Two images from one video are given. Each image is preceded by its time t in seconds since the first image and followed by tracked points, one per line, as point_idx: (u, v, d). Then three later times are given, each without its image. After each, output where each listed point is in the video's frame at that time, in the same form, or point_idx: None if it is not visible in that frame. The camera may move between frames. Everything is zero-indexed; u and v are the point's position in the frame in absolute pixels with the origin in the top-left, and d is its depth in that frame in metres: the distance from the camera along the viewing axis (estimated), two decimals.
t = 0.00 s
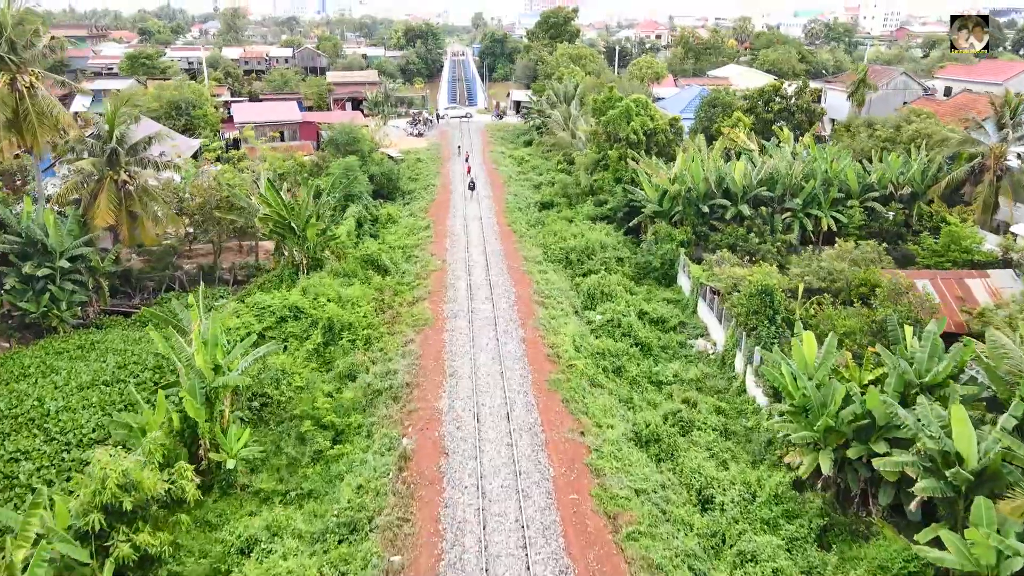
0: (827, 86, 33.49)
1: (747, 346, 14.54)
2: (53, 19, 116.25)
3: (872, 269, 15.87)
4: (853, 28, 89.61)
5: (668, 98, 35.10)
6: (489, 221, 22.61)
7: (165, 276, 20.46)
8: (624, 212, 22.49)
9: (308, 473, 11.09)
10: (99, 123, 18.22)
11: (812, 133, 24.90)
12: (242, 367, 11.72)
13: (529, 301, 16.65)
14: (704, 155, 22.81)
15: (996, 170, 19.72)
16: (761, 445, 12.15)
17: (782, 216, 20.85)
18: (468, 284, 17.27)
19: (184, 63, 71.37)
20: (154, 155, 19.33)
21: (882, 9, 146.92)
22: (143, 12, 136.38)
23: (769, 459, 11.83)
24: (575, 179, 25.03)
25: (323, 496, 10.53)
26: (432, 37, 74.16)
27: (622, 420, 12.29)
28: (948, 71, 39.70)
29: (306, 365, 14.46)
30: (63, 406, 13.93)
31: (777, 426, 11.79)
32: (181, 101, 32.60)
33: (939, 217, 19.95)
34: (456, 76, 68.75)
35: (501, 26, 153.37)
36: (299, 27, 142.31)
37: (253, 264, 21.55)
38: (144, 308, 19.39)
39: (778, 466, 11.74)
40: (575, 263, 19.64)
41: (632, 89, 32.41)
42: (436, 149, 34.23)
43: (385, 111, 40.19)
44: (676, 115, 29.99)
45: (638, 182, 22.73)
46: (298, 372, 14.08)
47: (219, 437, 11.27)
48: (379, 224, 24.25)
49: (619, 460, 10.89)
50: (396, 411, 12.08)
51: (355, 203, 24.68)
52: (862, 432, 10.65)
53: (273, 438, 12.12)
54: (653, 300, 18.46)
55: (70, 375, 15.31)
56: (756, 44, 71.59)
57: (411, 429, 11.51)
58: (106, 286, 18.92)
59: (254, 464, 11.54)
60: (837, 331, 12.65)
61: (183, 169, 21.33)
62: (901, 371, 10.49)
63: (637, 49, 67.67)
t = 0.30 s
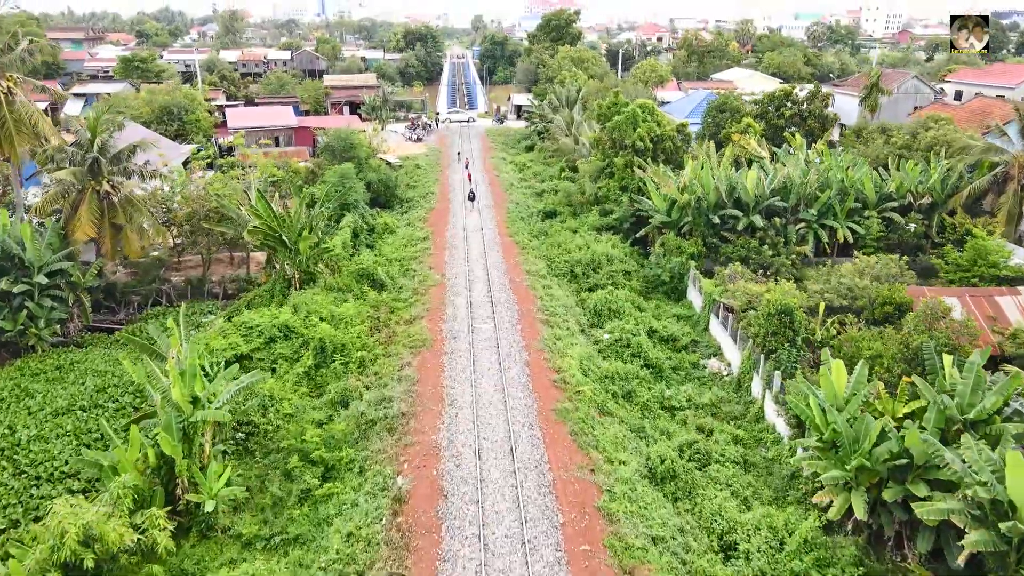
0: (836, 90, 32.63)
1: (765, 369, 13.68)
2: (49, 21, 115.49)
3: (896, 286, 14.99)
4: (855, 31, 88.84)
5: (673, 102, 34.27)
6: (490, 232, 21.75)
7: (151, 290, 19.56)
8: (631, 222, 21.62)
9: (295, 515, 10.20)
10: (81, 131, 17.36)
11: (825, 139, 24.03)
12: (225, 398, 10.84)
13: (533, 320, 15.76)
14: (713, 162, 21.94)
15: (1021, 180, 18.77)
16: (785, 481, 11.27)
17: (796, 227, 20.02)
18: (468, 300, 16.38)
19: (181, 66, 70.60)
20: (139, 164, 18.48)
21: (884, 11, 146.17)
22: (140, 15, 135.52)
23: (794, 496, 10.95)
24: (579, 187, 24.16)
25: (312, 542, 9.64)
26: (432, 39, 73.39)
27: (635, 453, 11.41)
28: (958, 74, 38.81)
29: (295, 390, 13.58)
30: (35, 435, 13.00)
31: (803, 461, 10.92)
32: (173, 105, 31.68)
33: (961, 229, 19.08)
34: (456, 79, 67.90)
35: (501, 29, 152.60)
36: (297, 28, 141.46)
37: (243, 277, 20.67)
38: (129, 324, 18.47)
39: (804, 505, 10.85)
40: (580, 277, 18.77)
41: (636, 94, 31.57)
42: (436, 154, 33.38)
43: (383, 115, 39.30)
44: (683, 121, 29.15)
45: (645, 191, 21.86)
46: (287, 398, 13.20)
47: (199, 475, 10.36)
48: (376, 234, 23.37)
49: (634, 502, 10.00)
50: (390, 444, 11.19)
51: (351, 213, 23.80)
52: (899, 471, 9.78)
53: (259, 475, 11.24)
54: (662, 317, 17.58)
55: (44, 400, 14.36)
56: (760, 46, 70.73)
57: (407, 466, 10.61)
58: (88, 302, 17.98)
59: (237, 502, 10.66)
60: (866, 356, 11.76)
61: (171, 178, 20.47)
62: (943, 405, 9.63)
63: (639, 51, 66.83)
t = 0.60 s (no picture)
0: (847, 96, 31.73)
1: (789, 402, 12.66)
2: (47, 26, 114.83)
3: (928, 309, 13.98)
4: (859, 35, 87.94)
5: (679, 109, 33.31)
6: (491, 246, 20.77)
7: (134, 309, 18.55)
8: (639, 237, 20.62)
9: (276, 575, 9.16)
10: (57, 142, 16.36)
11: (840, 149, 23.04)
12: (201, 441, 9.80)
13: (538, 344, 14.76)
14: (725, 173, 20.93)
15: None
16: (818, 532, 10.23)
17: (813, 243, 19.02)
18: (468, 323, 15.39)
19: (178, 71, 69.79)
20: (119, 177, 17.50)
21: (887, 15, 145.48)
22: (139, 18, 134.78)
23: (829, 550, 9.91)
24: (584, 199, 23.15)
25: None
26: (432, 44, 72.60)
27: (652, 500, 10.38)
28: (969, 80, 37.92)
29: (282, 425, 12.54)
30: None
31: (838, 511, 9.89)
32: (163, 112, 30.66)
33: (989, 244, 18.09)
34: (455, 85, 66.97)
35: (502, 33, 151.98)
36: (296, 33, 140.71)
37: (232, 294, 19.67)
38: (110, 346, 17.44)
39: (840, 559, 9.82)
40: (587, 296, 17.78)
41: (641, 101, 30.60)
42: (435, 163, 32.41)
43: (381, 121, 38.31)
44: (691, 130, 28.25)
45: (655, 204, 20.86)
46: (272, 434, 12.16)
47: (170, 529, 9.32)
48: (372, 248, 22.40)
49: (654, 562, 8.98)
50: (383, 492, 10.16)
51: (346, 225, 22.81)
52: (951, 528, 8.75)
53: (238, 525, 10.21)
54: (674, 339, 16.57)
55: (12, 433, 13.31)
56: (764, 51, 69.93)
57: (401, 520, 9.59)
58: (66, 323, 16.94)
59: (213, 558, 9.62)
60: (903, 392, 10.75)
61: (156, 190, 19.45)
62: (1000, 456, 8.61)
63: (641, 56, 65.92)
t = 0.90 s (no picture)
0: (857, 104, 30.93)
1: (815, 437, 11.74)
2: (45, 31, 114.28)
3: (960, 335, 13.06)
4: (862, 41, 87.19)
5: (685, 117, 32.47)
6: (492, 262, 19.88)
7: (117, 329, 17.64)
8: (646, 252, 19.75)
9: None
10: (33, 154, 15.49)
11: (855, 159, 22.18)
12: (173, 489, 8.83)
13: (543, 372, 13.86)
14: (736, 185, 20.05)
15: None
16: None
17: (830, 259, 18.14)
18: (468, 348, 14.48)
19: (175, 77, 69.03)
20: (99, 192, 16.62)
21: (888, 20, 144.91)
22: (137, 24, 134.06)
23: None
24: (588, 211, 22.27)
25: None
26: (431, 50, 71.85)
27: (671, 552, 9.45)
28: (980, 87, 37.09)
29: (267, 461, 11.60)
30: None
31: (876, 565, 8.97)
32: (154, 120, 29.76)
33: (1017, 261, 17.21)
34: (456, 91, 66.25)
35: (502, 38, 151.41)
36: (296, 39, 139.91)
37: (221, 313, 18.77)
38: (90, 368, 16.52)
39: None
40: (593, 315, 16.88)
41: (647, 110, 29.78)
42: (434, 172, 31.54)
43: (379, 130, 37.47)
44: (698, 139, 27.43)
45: (663, 217, 19.99)
46: (255, 474, 11.21)
47: None
48: (368, 264, 21.52)
49: None
50: (375, 545, 9.25)
51: (341, 239, 21.93)
52: None
53: None
54: (686, 363, 15.67)
55: None
56: (767, 56, 69.20)
57: None
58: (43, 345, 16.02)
59: None
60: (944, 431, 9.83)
61: (137, 205, 18.56)
62: None
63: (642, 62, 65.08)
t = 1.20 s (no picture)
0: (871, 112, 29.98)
1: (849, 481, 10.70)
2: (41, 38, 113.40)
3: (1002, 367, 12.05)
4: (864, 47, 86.41)
5: (691, 126, 31.52)
6: (494, 281, 18.85)
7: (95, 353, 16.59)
8: (656, 270, 18.74)
9: None
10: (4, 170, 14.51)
11: (872, 172, 21.19)
12: (132, 557, 7.77)
13: (549, 405, 12.84)
14: (751, 200, 19.05)
15: None
16: None
17: (852, 278, 17.14)
18: (468, 378, 13.46)
19: (172, 84, 68.11)
20: (76, 209, 15.65)
21: (890, 27, 144.26)
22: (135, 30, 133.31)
23: None
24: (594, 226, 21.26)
25: None
26: (430, 56, 70.99)
27: None
28: (992, 95, 36.17)
29: (247, 508, 10.53)
30: None
31: None
32: (142, 129, 28.74)
33: None
34: (455, 98, 65.35)
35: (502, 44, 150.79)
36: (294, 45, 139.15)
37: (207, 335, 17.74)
38: (64, 396, 15.47)
39: None
40: (601, 340, 15.85)
41: (652, 118, 28.82)
42: (432, 183, 30.55)
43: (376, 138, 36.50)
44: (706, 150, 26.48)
45: (674, 233, 18.99)
46: (234, 523, 10.15)
47: None
48: (363, 281, 20.50)
49: None
50: None
51: (334, 255, 20.91)
52: None
53: None
54: (702, 392, 14.64)
55: None
56: (770, 63, 68.34)
57: None
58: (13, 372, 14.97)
59: None
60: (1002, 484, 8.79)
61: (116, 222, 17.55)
62: None
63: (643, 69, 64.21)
